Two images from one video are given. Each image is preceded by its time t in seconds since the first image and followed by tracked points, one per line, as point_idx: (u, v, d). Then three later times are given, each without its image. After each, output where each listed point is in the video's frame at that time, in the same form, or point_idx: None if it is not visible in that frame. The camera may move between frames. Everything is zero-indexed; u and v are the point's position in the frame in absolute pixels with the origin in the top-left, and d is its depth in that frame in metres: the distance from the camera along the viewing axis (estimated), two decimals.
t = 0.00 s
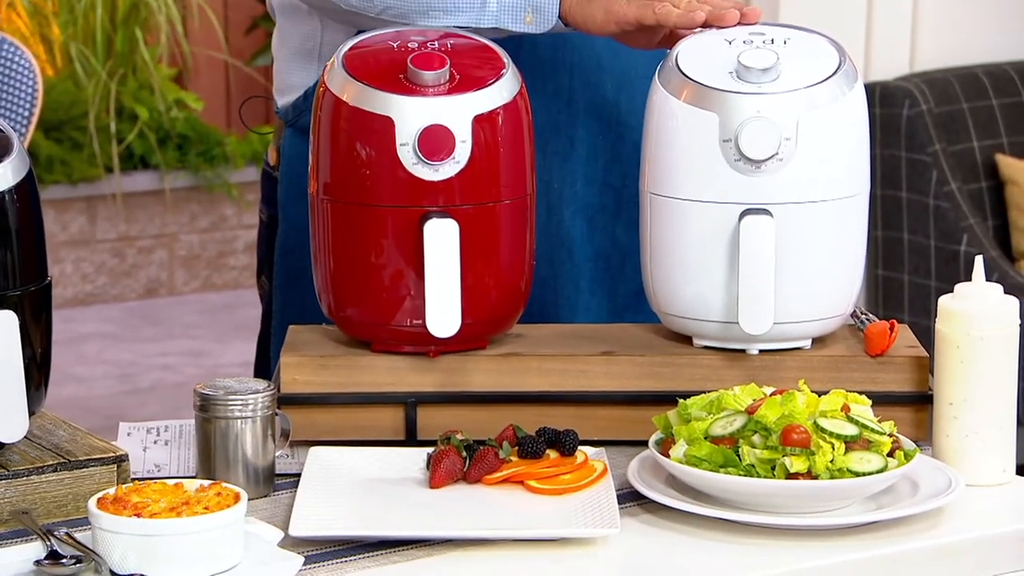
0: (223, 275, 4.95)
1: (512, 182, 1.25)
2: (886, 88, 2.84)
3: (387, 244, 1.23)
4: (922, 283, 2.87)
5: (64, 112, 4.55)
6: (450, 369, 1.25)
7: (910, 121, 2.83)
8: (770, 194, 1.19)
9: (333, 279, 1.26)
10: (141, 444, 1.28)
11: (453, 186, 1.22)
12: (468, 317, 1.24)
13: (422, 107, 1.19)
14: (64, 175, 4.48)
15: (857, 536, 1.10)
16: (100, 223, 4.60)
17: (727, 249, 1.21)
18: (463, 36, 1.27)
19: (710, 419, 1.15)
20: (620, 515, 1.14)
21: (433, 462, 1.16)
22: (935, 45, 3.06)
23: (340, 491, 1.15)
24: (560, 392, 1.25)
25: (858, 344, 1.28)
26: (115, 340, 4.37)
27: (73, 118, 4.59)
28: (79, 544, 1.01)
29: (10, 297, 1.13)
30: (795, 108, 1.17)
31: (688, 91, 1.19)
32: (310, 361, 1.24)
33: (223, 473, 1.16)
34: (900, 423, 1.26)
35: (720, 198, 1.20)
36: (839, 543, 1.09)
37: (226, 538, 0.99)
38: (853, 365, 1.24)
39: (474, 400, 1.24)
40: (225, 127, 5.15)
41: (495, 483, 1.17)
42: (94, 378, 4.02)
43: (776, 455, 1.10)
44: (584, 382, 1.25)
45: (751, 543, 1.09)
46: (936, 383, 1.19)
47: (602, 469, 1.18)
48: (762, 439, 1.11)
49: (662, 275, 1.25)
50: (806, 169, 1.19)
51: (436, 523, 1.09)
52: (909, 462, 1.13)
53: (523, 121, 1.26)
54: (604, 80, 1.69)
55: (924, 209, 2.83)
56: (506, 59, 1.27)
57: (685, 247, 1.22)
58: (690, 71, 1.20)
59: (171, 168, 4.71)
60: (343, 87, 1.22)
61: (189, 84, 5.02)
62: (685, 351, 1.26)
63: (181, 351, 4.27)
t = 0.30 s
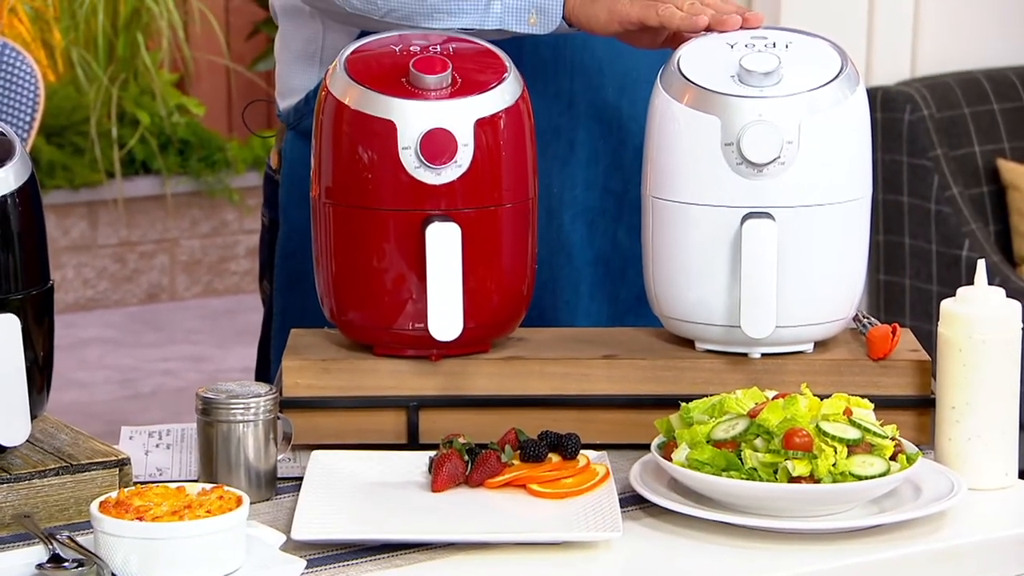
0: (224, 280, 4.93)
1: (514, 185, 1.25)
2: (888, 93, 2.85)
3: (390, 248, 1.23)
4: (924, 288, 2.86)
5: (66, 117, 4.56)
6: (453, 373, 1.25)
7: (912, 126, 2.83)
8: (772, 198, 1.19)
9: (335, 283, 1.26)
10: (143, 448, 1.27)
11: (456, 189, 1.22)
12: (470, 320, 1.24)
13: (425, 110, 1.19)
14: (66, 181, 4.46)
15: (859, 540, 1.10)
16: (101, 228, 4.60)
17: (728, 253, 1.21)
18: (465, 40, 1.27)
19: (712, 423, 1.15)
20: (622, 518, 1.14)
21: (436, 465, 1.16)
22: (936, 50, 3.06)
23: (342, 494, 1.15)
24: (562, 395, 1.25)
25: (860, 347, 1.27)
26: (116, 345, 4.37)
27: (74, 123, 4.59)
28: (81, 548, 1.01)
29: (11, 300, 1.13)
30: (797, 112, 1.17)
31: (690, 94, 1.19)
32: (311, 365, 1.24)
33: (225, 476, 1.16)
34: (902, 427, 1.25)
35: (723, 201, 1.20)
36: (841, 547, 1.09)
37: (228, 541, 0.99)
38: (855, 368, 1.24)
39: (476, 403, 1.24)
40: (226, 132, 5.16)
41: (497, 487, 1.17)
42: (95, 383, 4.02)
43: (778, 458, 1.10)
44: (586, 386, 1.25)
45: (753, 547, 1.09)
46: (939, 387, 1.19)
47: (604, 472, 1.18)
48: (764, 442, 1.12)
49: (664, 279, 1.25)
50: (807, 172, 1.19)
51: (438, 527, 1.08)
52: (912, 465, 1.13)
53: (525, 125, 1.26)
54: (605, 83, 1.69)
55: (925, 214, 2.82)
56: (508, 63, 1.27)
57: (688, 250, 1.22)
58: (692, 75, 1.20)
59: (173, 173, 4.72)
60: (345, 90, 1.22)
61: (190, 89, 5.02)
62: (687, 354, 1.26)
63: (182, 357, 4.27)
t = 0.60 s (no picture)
0: (224, 284, 4.93)
1: (515, 188, 1.25)
2: (888, 96, 2.84)
3: (391, 250, 1.23)
4: (924, 292, 2.87)
5: (66, 121, 4.56)
6: (454, 375, 1.25)
7: (912, 129, 2.82)
8: (772, 201, 1.19)
9: (335, 285, 1.26)
10: (144, 450, 1.27)
11: (457, 192, 1.22)
12: (471, 323, 1.24)
13: (426, 113, 1.19)
14: (66, 185, 4.47)
15: (860, 542, 1.10)
16: (102, 232, 4.60)
17: (729, 255, 1.21)
18: (467, 42, 1.27)
19: (713, 426, 1.15)
20: (624, 521, 1.14)
21: (437, 468, 1.16)
22: (937, 54, 3.05)
23: (343, 497, 1.15)
24: (564, 398, 1.25)
25: (862, 350, 1.27)
26: (117, 349, 4.36)
27: (74, 127, 4.59)
28: (82, 550, 1.01)
29: (11, 303, 1.13)
30: (796, 115, 1.17)
31: (691, 97, 1.19)
32: (313, 368, 1.24)
33: (225, 479, 1.16)
34: (904, 430, 1.25)
35: (724, 204, 1.20)
36: (843, 549, 1.09)
37: (230, 543, 0.99)
38: (857, 371, 1.23)
39: (476, 406, 1.24)
40: (227, 136, 5.16)
41: (499, 489, 1.17)
42: (96, 388, 4.02)
43: (780, 461, 1.10)
44: (587, 389, 1.25)
45: (755, 549, 1.09)
46: (940, 390, 1.19)
47: (605, 475, 1.18)
48: (766, 445, 1.12)
49: (664, 281, 1.25)
50: (807, 175, 1.19)
51: (439, 529, 1.08)
52: (913, 468, 1.13)
53: (526, 127, 1.26)
54: (603, 88, 1.69)
55: (926, 217, 2.83)
56: (510, 65, 1.27)
57: (689, 253, 1.22)
58: (693, 78, 1.20)
59: (173, 177, 4.72)
60: (346, 92, 1.22)
61: (191, 93, 5.03)
62: (689, 357, 1.25)
63: (183, 361, 4.27)
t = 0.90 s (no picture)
0: (223, 288, 4.92)
1: (516, 190, 1.25)
2: (891, 99, 2.82)
3: (390, 253, 1.22)
4: (926, 295, 2.87)
5: (63, 123, 4.55)
6: (454, 379, 1.24)
7: (914, 132, 2.81)
8: (774, 203, 1.18)
9: (334, 288, 1.25)
10: (141, 454, 1.26)
11: (457, 194, 1.21)
12: (471, 325, 1.23)
13: (425, 115, 1.18)
14: (64, 188, 4.48)
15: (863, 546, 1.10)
16: (99, 237, 4.58)
17: (730, 258, 1.20)
18: (468, 44, 1.27)
19: (715, 429, 1.15)
20: (624, 525, 1.13)
21: (437, 472, 1.16)
22: (939, 56, 3.04)
23: (343, 501, 1.14)
24: (565, 402, 1.24)
25: (864, 353, 1.26)
26: (114, 353, 4.35)
27: (71, 130, 4.57)
28: (80, 555, 1.01)
29: (9, 305, 1.12)
30: (798, 116, 1.17)
31: (693, 98, 1.19)
32: (311, 371, 1.23)
33: (224, 482, 1.15)
34: (907, 433, 1.24)
35: (725, 206, 1.19)
36: (846, 553, 1.08)
37: (228, 547, 0.99)
38: (860, 374, 1.22)
39: (476, 409, 1.23)
40: (226, 138, 5.15)
41: (499, 493, 1.16)
42: (94, 392, 4.01)
43: (781, 464, 1.10)
44: (587, 392, 1.24)
45: (757, 554, 1.09)
46: (943, 393, 1.18)
47: (606, 479, 1.18)
48: (767, 448, 1.11)
49: (665, 284, 1.24)
50: (811, 176, 1.18)
51: (439, 533, 1.08)
52: (915, 471, 1.12)
53: (526, 128, 1.25)
54: (606, 90, 1.68)
55: (928, 221, 2.82)
56: (510, 66, 1.26)
57: (690, 255, 1.21)
58: (694, 79, 1.19)
59: (171, 180, 4.71)
60: (344, 94, 1.21)
61: (189, 96, 5.02)
62: (690, 360, 1.25)
63: (181, 365, 4.26)
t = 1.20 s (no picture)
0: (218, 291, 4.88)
1: (516, 190, 1.23)
2: (897, 99, 2.81)
3: (387, 255, 1.20)
4: (934, 299, 2.84)
5: (55, 125, 4.52)
6: (452, 383, 1.22)
7: (921, 133, 2.79)
8: (778, 203, 1.16)
9: (331, 291, 1.23)
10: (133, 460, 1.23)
11: (456, 194, 1.19)
12: (469, 328, 1.21)
13: (422, 114, 1.16)
14: (56, 191, 4.41)
15: (870, 553, 1.08)
16: (91, 239, 4.56)
17: (734, 259, 1.18)
18: (467, 43, 1.25)
19: (717, 433, 1.13)
20: (626, 532, 1.11)
21: (434, 477, 1.14)
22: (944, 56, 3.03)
23: (340, 507, 1.12)
24: (566, 406, 1.22)
25: (870, 357, 1.24)
26: (107, 358, 4.33)
27: (63, 131, 4.55)
28: (71, 562, 0.99)
29: None
30: (803, 115, 1.15)
31: (696, 97, 1.17)
32: (307, 375, 1.21)
33: (218, 488, 1.13)
34: (913, 438, 1.22)
35: (728, 207, 1.17)
36: (852, 560, 1.06)
37: (223, 553, 0.97)
38: (866, 379, 1.20)
39: (475, 414, 1.21)
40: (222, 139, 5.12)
41: (498, 499, 1.14)
42: (85, 397, 3.98)
43: (786, 470, 1.08)
44: (589, 396, 1.22)
45: (762, 561, 1.07)
46: (950, 398, 1.16)
47: (607, 484, 1.16)
48: (771, 454, 1.09)
49: (667, 287, 1.22)
50: (817, 175, 1.16)
51: (437, 540, 1.06)
52: (922, 477, 1.11)
53: (526, 128, 1.23)
54: (612, 88, 1.66)
55: (936, 223, 2.79)
56: (510, 65, 1.24)
57: (692, 257, 1.19)
58: (697, 78, 1.18)
59: (164, 183, 4.69)
60: (341, 93, 1.19)
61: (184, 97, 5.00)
62: (693, 364, 1.23)
63: (174, 369, 4.23)
